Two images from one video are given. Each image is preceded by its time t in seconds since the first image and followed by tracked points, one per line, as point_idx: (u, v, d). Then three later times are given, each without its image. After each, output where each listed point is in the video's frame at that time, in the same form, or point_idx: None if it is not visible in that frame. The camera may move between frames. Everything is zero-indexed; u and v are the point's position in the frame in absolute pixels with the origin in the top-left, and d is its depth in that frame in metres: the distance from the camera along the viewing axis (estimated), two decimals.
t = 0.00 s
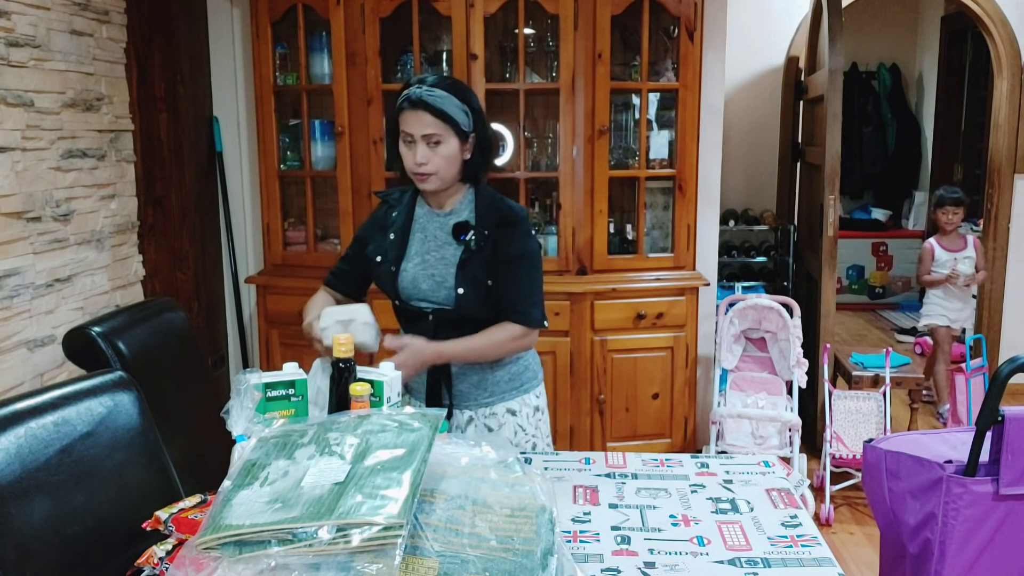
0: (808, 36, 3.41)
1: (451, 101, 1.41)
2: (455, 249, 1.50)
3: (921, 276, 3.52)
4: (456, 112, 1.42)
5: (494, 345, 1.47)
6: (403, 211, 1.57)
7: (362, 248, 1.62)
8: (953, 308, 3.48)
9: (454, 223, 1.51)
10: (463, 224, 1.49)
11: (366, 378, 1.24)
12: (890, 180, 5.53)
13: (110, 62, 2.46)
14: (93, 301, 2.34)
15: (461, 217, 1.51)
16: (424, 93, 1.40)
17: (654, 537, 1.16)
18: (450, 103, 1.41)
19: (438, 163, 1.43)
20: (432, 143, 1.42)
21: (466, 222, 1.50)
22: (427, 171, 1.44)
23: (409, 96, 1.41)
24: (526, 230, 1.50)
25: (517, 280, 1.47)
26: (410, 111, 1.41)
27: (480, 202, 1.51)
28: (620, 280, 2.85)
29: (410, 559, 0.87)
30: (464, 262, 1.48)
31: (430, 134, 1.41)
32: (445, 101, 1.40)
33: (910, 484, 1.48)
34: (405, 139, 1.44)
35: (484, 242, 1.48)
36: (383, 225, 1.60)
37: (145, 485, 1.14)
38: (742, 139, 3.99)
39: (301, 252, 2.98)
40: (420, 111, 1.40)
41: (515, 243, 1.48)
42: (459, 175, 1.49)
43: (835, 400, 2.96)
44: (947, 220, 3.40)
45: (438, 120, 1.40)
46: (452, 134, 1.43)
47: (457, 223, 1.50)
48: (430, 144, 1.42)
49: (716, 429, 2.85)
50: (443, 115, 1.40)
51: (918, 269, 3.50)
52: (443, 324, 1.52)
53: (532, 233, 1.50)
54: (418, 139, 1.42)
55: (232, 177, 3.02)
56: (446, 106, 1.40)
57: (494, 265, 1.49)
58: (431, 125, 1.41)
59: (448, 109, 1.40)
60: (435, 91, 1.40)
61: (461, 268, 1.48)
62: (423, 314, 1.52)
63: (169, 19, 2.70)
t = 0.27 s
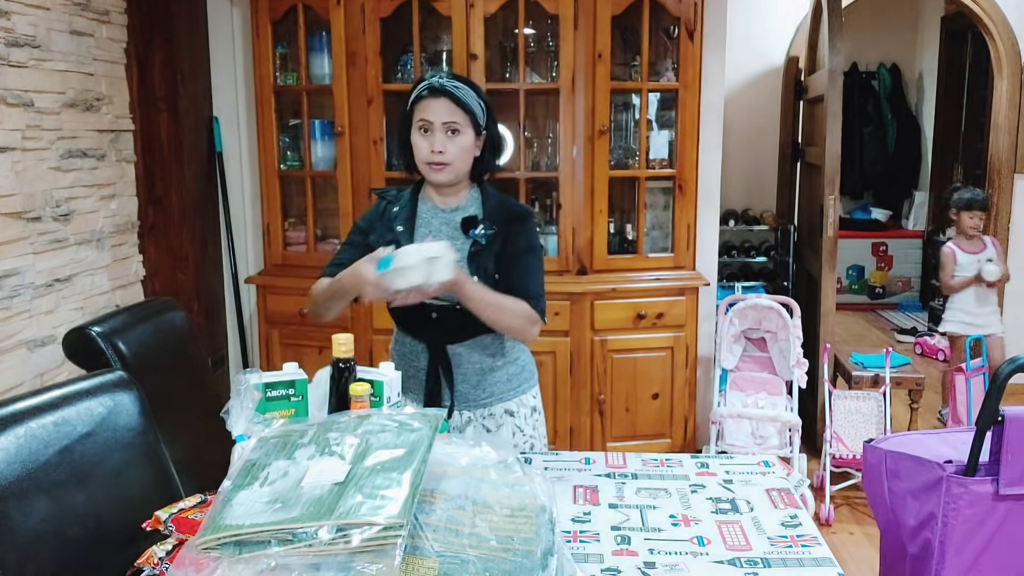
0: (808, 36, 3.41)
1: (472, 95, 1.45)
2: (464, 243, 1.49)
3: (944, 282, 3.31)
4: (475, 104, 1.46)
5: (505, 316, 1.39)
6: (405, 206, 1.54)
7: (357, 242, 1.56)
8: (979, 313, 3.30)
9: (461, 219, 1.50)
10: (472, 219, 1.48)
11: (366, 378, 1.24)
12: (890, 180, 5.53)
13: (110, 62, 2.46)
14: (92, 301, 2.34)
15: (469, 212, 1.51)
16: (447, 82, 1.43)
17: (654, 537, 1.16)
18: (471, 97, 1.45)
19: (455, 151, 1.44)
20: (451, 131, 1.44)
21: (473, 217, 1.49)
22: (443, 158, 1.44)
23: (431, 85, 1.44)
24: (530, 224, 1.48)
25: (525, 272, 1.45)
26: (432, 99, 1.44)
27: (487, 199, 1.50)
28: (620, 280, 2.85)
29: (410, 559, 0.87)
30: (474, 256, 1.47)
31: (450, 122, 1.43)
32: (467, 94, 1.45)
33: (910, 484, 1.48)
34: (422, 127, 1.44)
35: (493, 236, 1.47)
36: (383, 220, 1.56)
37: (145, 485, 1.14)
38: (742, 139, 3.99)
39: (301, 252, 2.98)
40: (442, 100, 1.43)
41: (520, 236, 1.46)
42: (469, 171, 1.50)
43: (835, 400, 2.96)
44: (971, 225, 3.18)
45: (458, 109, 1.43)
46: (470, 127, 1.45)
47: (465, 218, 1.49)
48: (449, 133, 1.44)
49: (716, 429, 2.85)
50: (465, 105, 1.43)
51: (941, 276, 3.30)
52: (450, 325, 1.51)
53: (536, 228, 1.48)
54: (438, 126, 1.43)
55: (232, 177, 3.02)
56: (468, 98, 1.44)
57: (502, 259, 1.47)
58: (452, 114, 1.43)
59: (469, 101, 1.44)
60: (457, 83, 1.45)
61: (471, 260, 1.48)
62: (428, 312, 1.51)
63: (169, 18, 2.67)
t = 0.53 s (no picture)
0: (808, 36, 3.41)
1: (484, 93, 1.44)
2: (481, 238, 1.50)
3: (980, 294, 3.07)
4: (487, 102, 1.44)
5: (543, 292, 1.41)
6: (417, 203, 1.51)
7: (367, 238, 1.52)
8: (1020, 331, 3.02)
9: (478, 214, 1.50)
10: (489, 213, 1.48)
11: (366, 378, 1.24)
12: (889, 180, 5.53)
13: (110, 62, 2.46)
14: (92, 301, 2.34)
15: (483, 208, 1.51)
16: (459, 81, 1.41)
17: (654, 537, 1.16)
18: (483, 95, 1.43)
19: (468, 150, 1.42)
20: (464, 130, 1.42)
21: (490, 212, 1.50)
22: (456, 158, 1.42)
23: (442, 84, 1.42)
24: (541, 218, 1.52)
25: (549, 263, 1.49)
26: (443, 98, 1.42)
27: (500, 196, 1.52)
28: (620, 280, 2.85)
29: (410, 559, 0.87)
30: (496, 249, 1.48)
31: (463, 121, 1.41)
32: (480, 92, 1.43)
33: (910, 485, 1.48)
34: (434, 126, 1.42)
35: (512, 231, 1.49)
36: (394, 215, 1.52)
37: (145, 485, 1.14)
38: (742, 139, 3.99)
39: (301, 252, 2.98)
40: (455, 98, 1.41)
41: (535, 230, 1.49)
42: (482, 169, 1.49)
43: (835, 400, 2.96)
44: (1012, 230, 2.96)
45: (471, 107, 1.41)
46: (484, 126, 1.43)
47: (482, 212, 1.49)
48: (462, 132, 1.42)
49: (716, 429, 2.85)
50: (478, 103, 1.41)
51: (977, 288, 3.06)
52: (463, 327, 1.51)
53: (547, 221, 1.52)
54: (450, 126, 1.41)
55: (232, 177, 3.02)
56: (480, 96, 1.42)
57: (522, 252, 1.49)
58: (465, 113, 1.41)
59: (482, 99, 1.42)
60: (469, 81, 1.42)
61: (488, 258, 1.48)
62: (443, 313, 1.51)
63: (169, 18, 2.65)
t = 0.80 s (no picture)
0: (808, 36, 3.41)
1: (494, 94, 1.42)
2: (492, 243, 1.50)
3: None
4: (497, 103, 1.43)
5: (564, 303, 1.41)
6: (427, 203, 1.51)
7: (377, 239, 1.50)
8: None
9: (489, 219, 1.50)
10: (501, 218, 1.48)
11: (366, 378, 1.24)
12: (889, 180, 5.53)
13: (110, 61, 2.46)
14: (92, 301, 2.34)
15: (493, 213, 1.51)
16: (470, 83, 1.40)
17: (654, 537, 1.16)
18: (494, 96, 1.42)
19: (480, 153, 1.41)
20: (476, 134, 1.41)
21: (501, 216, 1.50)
22: (467, 162, 1.41)
23: (452, 85, 1.40)
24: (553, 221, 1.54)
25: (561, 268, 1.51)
26: (453, 101, 1.40)
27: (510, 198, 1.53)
28: (620, 280, 2.85)
29: (410, 559, 0.87)
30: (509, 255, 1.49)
31: (475, 125, 1.40)
32: (490, 94, 1.41)
33: (910, 484, 1.48)
34: (445, 130, 1.41)
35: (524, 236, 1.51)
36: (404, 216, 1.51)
37: (145, 485, 1.14)
38: (742, 139, 3.99)
39: (301, 252, 2.98)
40: (466, 101, 1.40)
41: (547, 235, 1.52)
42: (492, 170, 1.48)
43: (835, 400, 2.96)
44: None
45: (482, 110, 1.40)
46: (494, 129, 1.43)
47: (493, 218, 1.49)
48: (474, 136, 1.41)
49: (716, 429, 2.85)
50: (488, 106, 1.41)
51: None
52: (473, 327, 1.50)
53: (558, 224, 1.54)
54: (462, 130, 1.40)
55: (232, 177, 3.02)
56: (491, 97, 1.41)
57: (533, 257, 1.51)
58: (476, 116, 1.40)
59: (493, 102, 1.41)
60: (480, 83, 1.41)
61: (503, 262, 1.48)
62: (453, 315, 1.50)
63: (169, 19, 2.66)
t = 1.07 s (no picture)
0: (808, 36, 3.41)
1: (495, 98, 1.42)
2: (498, 250, 1.49)
3: None
4: (499, 108, 1.43)
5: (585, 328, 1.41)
6: (431, 208, 1.50)
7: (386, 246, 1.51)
8: None
9: (495, 226, 1.49)
10: (507, 227, 1.47)
11: (366, 378, 1.24)
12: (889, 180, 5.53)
13: (110, 62, 2.46)
14: (93, 301, 2.34)
15: (500, 218, 1.50)
16: (472, 91, 1.39)
17: (654, 537, 1.16)
18: (495, 100, 1.42)
19: (487, 161, 1.42)
20: (481, 142, 1.41)
21: (507, 223, 1.48)
22: (474, 172, 1.42)
23: (453, 94, 1.40)
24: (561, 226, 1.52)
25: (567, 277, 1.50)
26: (456, 111, 1.40)
27: (516, 202, 1.51)
28: (620, 280, 2.85)
29: (410, 559, 0.87)
30: (514, 265, 1.48)
31: (480, 134, 1.40)
32: (492, 98, 1.41)
33: (911, 484, 1.48)
34: (450, 139, 1.41)
35: (530, 242, 1.48)
36: (410, 223, 1.50)
37: (145, 485, 1.14)
38: (742, 139, 3.99)
39: (301, 252, 2.98)
40: (469, 110, 1.39)
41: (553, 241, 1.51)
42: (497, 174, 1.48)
43: (835, 400, 2.96)
44: None
45: (486, 118, 1.40)
46: (498, 133, 1.43)
47: (499, 226, 1.48)
48: (479, 144, 1.41)
49: (716, 429, 2.85)
50: (491, 112, 1.41)
51: None
52: (478, 331, 1.49)
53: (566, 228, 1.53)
54: (467, 140, 1.40)
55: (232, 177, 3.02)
56: (492, 102, 1.41)
57: (539, 265, 1.49)
58: (480, 124, 1.40)
59: (495, 107, 1.41)
60: (481, 88, 1.40)
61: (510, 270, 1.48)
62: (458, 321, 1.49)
63: (169, 19, 2.66)
